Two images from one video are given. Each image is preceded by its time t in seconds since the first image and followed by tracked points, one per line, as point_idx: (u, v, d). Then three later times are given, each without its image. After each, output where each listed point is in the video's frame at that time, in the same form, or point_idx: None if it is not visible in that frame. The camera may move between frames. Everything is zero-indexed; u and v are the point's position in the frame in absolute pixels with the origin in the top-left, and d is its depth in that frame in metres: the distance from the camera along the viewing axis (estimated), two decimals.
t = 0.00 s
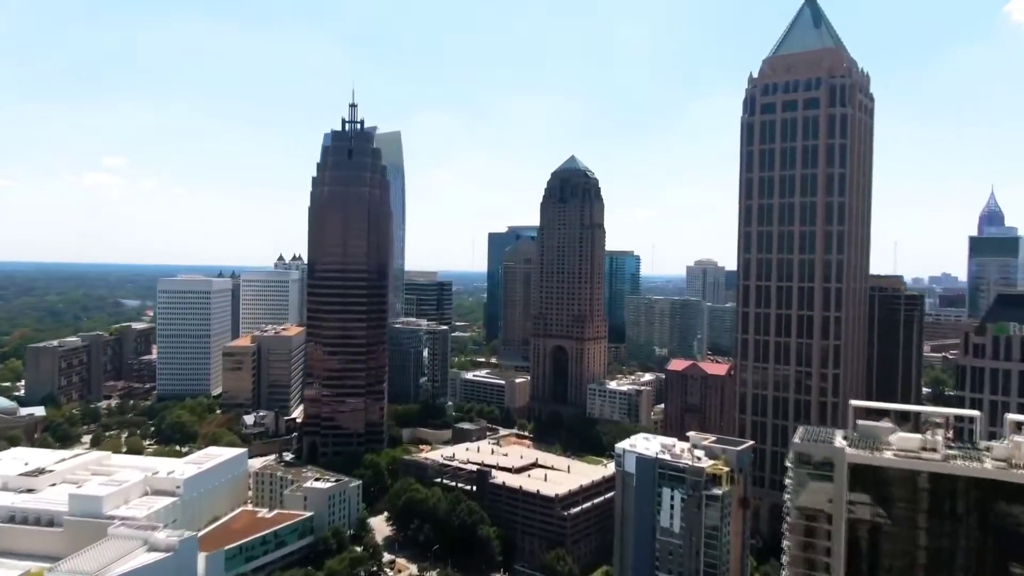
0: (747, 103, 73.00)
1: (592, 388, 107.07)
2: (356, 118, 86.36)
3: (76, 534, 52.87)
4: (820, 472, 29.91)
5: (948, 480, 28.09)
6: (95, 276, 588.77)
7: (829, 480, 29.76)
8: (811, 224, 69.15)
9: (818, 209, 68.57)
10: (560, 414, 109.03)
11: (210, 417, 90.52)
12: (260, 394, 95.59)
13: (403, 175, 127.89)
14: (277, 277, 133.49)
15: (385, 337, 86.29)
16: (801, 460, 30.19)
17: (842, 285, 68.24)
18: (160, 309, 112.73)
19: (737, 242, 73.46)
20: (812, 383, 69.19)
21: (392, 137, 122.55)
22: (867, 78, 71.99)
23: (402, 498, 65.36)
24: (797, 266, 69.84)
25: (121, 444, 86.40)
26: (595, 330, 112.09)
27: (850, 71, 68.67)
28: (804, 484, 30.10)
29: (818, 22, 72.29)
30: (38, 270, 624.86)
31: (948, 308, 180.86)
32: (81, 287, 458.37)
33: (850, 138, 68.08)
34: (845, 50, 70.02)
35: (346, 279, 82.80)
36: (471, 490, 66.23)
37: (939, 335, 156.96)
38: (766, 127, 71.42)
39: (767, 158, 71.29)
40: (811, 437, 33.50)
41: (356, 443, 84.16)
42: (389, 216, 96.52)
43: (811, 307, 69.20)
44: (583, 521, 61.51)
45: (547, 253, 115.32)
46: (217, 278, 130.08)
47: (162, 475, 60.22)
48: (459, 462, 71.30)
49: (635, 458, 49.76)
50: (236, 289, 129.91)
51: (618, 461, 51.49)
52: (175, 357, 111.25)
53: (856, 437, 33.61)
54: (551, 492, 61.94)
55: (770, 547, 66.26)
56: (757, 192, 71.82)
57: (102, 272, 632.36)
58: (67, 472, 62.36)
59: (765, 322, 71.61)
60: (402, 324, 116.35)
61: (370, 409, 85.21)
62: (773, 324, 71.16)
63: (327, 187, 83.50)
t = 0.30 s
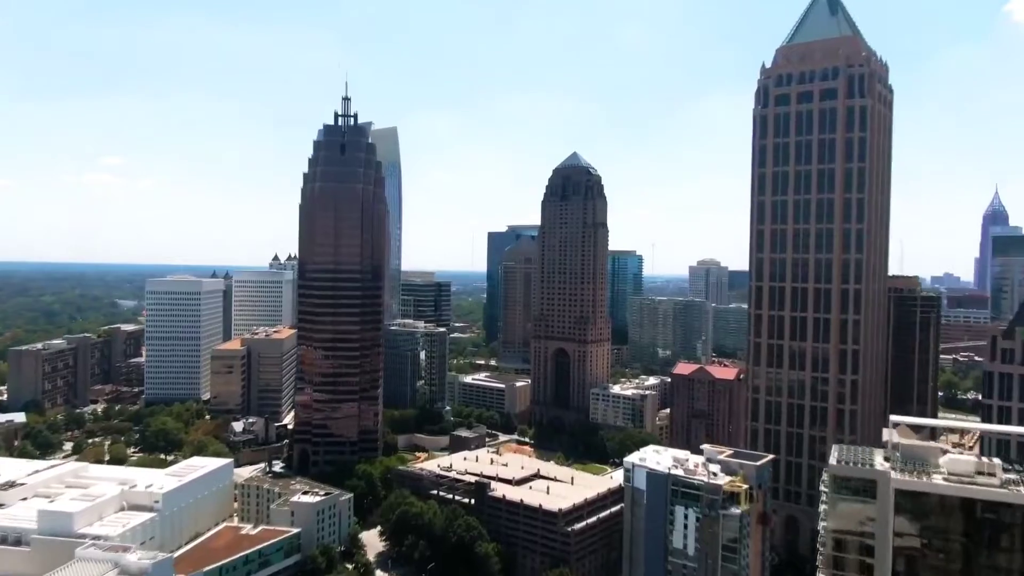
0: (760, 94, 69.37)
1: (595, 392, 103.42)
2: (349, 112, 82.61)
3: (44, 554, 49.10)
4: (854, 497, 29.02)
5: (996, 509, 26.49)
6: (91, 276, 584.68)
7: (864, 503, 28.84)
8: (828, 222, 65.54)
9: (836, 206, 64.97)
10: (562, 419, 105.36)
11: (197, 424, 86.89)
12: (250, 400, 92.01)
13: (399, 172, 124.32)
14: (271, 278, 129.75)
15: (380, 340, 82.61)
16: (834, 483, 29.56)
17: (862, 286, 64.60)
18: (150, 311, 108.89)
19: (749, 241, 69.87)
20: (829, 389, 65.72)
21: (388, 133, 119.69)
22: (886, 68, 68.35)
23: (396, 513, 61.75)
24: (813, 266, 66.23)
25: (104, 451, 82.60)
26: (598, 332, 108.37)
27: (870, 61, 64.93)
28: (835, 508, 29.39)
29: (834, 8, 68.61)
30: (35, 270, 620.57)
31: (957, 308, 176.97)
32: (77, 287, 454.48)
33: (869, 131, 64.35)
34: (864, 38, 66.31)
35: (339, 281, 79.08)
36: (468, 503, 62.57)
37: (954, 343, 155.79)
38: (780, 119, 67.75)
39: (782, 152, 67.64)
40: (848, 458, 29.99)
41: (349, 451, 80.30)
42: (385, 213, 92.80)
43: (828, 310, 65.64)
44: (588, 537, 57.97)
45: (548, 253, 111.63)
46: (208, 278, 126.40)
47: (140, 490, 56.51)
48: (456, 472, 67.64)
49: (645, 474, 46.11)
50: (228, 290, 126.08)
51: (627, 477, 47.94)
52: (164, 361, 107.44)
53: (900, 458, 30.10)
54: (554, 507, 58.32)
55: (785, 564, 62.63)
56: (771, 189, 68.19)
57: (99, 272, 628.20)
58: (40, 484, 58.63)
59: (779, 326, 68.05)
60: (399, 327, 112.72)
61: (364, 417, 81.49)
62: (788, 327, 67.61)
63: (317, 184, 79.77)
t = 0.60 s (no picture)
0: (775, 84, 65.54)
1: (599, 397, 99.61)
2: (341, 104, 78.88)
3: None
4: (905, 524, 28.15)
5: None
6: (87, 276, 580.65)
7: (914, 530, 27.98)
8: (847, 219, 61.74)
9: (857, 201, 61.18)
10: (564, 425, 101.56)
11: (183, 431, 83.11)
12: (240, 405, 88.29)
13: (395, 169, 120.65)
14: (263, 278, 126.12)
15: (374, 343, 78.73)
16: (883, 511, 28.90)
17: (885, 287, 60.77)
18: (136, 314, 104.85)
19: (764, 240, 66.07)
20: (849, 396, 61.95)
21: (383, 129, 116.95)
22: (908, 56, 64.52)
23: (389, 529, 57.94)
24: (833, 266, 62.42)
25: (85, 460, 78.60)
26: (601, 335, 104.57)
27: (892, 47, 61.17)
28: (879, 535, 28.64)
29: None
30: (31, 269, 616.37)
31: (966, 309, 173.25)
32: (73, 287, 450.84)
33: (893, 122, 60.53)
34: (885, 24, 62.57)
35: (330, 281, 75.29)
36: (466, 519, 58.75)
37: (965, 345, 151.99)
38: (797, 110, 63.98)
39: (798, 145, 63.86)
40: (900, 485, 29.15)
41: (342, 460, 76.37)
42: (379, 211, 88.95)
43: (848, 312, 61.85)
44: (594, 555, 54.20)
45: (549, 253, 107.86)
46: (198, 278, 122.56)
47: (113, 505, 52.59)
48: (453, 484, 63.83)
49: (658, 492, 42.30)
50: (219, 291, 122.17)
51: (638, 494, 44.14)
52: (151, 365, 103.65)
53: (959, 488, 29.57)
54: (557, 523, 54.52)
55: None
56: (787, 184, 64.39)
57: (96, 272, 624.06)
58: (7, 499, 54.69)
59: (796, 329, 64.25)
60: (396, 328, 109.02)
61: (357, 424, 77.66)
62: (805, 330, 63.81)
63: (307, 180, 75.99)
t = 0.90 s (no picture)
0: (793, 72, 61.36)
1: (603, 403, 95.36)
2: (331, 95, 74.67)
3: None
4: (985, 565, 33.28)
5: None
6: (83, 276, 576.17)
7: None
8: (873, 216, 57.51)
9: (883, 197, 56.93)
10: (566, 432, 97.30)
11: (165, 440, 78.89)
12: (226, 412, 84.17)
13: (391, 167, 116.62)
14: (255, 278, 122.05)
15: (366, 348, 74.47)
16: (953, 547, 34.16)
17: (913, 289, 56.51)
18: (120, 313, 100.37)
19: (782, 238, 61.83)
20: (875, 405, 57.68)
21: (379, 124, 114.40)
22: (936, 42, 60.25)
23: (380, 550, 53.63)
24: (857, 267, 58.17)
25: (61, 471, 74.26)
26: (605, 338, 100.31)
27: (921, 31, 56.97)
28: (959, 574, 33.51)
29: None
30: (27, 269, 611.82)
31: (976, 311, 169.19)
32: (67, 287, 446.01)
33: (922, 111, 56.28)
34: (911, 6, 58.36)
35: (319, 283, 71.05)
36: (463, 539, 54.43)
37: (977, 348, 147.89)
38: (817, 100, 59.76)
39: (819, 137, 59.64)
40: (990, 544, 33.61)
41: (332, 472, 72.10)
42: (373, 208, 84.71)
43: (874, 316, 57.60)
44: None
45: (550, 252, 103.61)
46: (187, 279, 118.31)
47: (78, 526, 48.23)
48: (448, 500, 59.56)
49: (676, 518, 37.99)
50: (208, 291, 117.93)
51: (653, 519, 39.84)
52: (136, 368, 99.37)
53: None
54: (562, 544, 50.26)
55: None
56: (807, 179, 60.14)
57: (92, 272, 619.91)
58: None
59: (816, 333, 60.05)
60: (392, 330, 104.89)
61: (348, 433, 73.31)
62: (826, 335, 59.60)
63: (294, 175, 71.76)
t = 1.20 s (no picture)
0: (810, 60, 57.78)
1: (607, 407, 91.80)
2: (322, 88, 71.07)
3: None
4: None
5: None
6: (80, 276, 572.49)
7: None
8: (897, 211, 53.90)
9: (909, 192, 53.32)
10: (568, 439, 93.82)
11: (148, 448, 75.32)
12: (214, 419, 80.80)
13: (386, 163, 113.24)
14: (248, 278, 118.39)
15: (358, 352, 70.90)
16: None
17: (940, 289, 52.91)
18: (105, 313, 96.63)
19: (799, 236, 58.15)
20: (899, 413, 54.08)
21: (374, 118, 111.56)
22: (964, 26, 56.64)
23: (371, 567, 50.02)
24: (880, 266, 54.54)
25: (38, 481, 70.64)
26: (608, 340, 96.72)
27: (949, 15, 53.38)
28: None
29: None
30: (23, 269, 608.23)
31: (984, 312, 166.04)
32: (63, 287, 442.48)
33: (950, 100, 52.62)
34: None
35: (309, 284, 67.47)
36: (459, 557, 50.71)
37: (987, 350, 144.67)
38: (838, 88, 56.18)
39: (840, 128, 56.04)
40: None
41: (322, 483, 68.47)
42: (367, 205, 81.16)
43: (898, 318, 53.98)
44: None
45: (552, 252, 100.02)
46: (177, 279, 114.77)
47: (42, 546, 44.44)
48: (445, 514, 55.90)
49: (695, 542, 34.30)
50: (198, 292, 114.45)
51: (666, 545, 36.17)
52: (121, 371, 95.90)
53: None
54: (567, 565, 46.58)
55: None
56: (827, 172, 56.55)
57: (89, 271, 616.51)
58: None
59: (835, 337, 56.45)
60: (388, 332, 101.36)
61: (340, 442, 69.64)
62: (847, 338, 56.00)
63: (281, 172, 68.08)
